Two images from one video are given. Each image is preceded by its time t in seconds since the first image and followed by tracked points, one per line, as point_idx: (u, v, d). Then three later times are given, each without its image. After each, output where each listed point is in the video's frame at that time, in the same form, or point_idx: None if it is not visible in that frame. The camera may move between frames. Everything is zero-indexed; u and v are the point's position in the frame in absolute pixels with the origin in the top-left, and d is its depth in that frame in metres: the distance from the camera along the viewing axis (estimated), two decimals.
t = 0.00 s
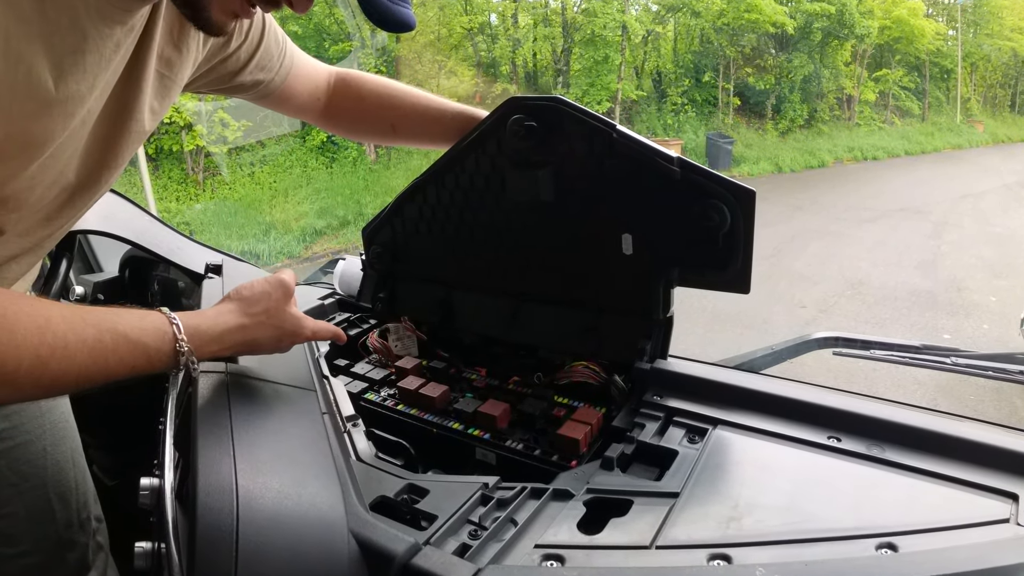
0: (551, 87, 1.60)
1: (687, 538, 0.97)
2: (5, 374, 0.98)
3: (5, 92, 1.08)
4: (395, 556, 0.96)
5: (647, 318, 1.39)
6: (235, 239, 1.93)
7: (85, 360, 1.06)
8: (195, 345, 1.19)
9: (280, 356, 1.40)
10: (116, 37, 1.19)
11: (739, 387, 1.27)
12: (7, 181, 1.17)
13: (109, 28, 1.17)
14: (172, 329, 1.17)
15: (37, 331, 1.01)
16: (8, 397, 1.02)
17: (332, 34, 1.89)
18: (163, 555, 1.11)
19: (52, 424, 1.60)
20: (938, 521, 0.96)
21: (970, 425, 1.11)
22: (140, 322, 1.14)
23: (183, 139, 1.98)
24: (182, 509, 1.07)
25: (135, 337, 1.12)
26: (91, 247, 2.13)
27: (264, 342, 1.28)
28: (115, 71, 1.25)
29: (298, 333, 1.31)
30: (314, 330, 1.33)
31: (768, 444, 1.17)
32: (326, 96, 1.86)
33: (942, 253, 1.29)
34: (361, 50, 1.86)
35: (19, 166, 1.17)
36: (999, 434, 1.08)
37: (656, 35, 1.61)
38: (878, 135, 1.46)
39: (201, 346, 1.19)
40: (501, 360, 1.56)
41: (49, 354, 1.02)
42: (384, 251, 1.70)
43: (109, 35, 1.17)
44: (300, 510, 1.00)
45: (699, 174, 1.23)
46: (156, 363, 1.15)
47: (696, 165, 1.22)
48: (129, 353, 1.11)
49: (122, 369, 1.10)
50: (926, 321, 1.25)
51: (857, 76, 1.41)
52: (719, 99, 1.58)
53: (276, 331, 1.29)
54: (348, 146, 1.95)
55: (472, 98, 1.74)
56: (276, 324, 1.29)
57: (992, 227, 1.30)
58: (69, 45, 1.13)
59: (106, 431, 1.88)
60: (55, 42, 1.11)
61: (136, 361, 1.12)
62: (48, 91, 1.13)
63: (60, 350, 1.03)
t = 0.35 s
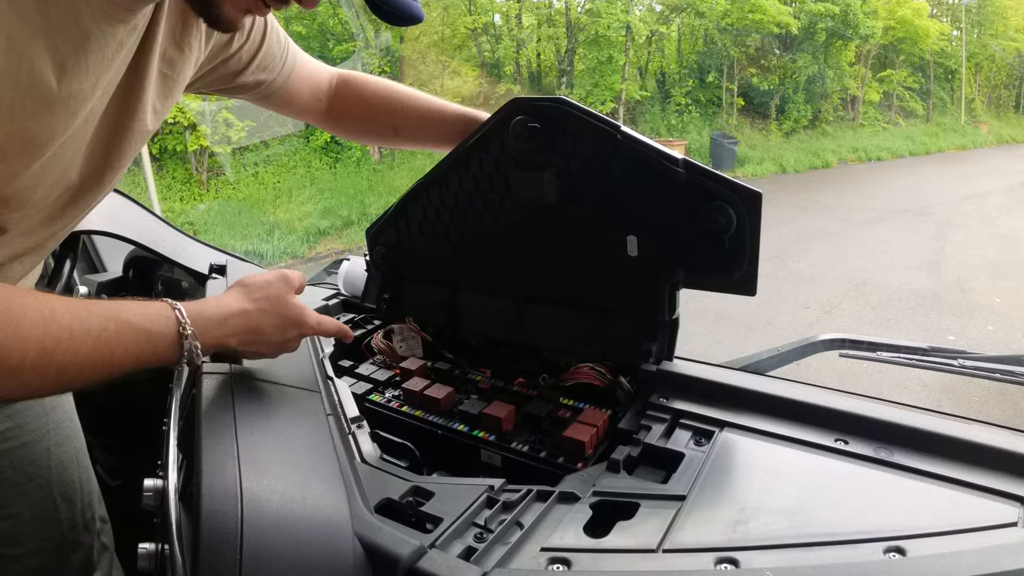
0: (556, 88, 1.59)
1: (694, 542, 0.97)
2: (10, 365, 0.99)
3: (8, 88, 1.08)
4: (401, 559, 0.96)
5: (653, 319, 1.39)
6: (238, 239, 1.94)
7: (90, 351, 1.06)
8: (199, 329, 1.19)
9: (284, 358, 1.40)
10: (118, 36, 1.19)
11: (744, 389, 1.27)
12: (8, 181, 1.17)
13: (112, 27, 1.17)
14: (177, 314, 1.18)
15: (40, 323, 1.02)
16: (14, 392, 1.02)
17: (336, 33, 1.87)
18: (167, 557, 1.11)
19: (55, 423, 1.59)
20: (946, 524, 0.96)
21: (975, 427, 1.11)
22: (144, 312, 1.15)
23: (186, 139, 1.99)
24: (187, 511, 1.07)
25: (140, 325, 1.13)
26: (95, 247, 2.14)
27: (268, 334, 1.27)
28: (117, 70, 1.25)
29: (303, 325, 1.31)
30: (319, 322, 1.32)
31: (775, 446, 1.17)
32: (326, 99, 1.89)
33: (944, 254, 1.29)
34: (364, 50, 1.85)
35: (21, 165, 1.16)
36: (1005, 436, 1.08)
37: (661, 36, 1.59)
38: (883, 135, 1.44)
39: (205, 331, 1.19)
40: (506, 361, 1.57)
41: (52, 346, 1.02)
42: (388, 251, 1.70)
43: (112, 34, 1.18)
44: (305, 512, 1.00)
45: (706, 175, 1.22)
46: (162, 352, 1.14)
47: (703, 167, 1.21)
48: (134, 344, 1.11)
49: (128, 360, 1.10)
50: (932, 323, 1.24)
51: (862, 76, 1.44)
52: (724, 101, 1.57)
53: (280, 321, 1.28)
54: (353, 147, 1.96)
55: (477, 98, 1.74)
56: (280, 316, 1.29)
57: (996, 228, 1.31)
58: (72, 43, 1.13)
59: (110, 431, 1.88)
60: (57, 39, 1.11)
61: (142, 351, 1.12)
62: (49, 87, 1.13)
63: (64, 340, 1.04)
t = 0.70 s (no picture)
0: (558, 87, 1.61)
1: (700, 545, 0.97)
2: (131, 299, 0.99)
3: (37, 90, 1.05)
4: (407, 563, 0.97)
5: (658, 321, 1.39)
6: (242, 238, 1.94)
7: (198, 275, 1.05)
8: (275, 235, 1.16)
9: (291, 360, 1.41)
10: (129, 33, 1.17)
11: (751, 392, 1.28)
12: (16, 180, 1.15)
13: (123, 25, 1.15)
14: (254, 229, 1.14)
15: (143, 258, 1.02)
16: (147, 327, 1.01)
17: (339, 33, 1.91)
18: (172, 558, 1.12)
19: (64, 422, 1.59)
20: (953, 527, 0.96)
21: (981, 429, 1.11)
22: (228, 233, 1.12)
23: (191, 139, 2.03)
24: (192, 513, 1.07)
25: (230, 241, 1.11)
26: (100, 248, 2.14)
27: (335, 240, 1.27)
28: (127, 69, 1.23)
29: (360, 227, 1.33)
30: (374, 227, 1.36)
31: (780, 448, 1.17)
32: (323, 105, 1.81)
33: (948, 254, 1.31)
34: (368, 51, 1.87)
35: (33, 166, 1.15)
36: (1011, 438, 1.08)
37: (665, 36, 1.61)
38: (887, 136, 1.47)
39: (285, 238, 1.18)
40: (511, 363, 1.57)
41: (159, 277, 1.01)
42: (392, 253, 1.71)
43: (123, 32, 1.15)
44: (311, 515, 1.00)
45: (711, 179, 1.21)
46: (258, 266, 1.13)
47: (706, 171, 1.20)
48: (231, 265, 1.09)
49: (231, 278, 1.09)
50: (937, 324, 1.24)
51: (865, 77, 1.43)
52: (728, 100, 1.61)
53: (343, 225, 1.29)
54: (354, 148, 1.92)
55: (480, 100, 1.73)
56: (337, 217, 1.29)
57: (1000, 228, 1.30)
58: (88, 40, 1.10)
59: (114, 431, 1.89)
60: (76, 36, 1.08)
61: (244, 267, 1.11)
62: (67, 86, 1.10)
63: (171, 267, 1.02)
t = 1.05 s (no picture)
0: (561, 89, 1.64)
1: (707, 549, 0.98)
2: (222, 282, 1.03)
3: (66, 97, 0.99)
4: (413, 567, 0.97)
5: (664, 325, 1.39)
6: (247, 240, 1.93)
7: (274, 253, 1.09)
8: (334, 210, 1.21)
9: (297, 363, 1.42)
10: (153, 33, 1.15)
11: (757, 395, 1.28)
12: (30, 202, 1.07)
13: (150, 25, 1.13)
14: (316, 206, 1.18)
15: (225, 243, 1.05)
16: (236, 304, 1.06)
17: (346, 35, 1.90)
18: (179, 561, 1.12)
19: (73, 422, 1.45)
20: (959, 531, 0.96)
21: (987, 432, 1.12)
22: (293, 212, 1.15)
23: (195, 140, 2.06)
24: (197, 516, 1.08)
25: (296, 220, 1.14)
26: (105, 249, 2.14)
27: (387, 212, 1.33)
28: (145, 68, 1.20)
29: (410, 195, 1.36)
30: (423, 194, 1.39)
31: (786, 451, 1.18)
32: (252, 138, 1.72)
33: (953, 255, 1.31)
34: (372, 53, 1.83)
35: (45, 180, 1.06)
36: (1017, 442, 1.09)
37: (668, 36, 1.62)
38: (891, 137, 1.48)
39: (342, 211, 1.23)
40: (517, 365, 1.58)
41: (243, 258, 1.05)
42: (391, 258, 1.71)
43: (150, 32, 1.13)
44: (316, 519, 1.01)
45: (710, 191, 1.18)
46: (323, 239, 1.17)
47: (703, 181, 1.19)
48: (300, 239, 1.13)
49: (303, 252, 1.13)
50: (943, 326, 1.24)
51: (870, 78, 1.42)
52: (732, 101, 1.62)
53: (395, 197, 1.34)
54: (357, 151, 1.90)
55: (484, 99, 1.74)
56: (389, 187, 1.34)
57: (1005, 229, 1.29)
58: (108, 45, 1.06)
59: (120, 433, 1.89)
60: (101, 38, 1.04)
61: (313, 241, 1.15)
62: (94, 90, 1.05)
63: (252, 248, 1.06)
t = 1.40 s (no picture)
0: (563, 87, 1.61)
1: (710, 549, 0.98)
2: (248, 282, 1.03)
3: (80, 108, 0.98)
4: (415, 567, 0.97)
5: (667, 322, 1.39)
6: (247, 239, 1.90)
7: (297, 255, 1.10)
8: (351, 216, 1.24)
9: (299, 363, 1.42)
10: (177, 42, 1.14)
11: (759, 395, 1.28)
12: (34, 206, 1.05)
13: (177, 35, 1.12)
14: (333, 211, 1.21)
15: (251, 243, 1.06)
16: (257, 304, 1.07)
17: (346, 34, 1.88)
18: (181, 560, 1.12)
19: (78, 419, 1.42)
20: (962, 531, 0.96)
21: (990, 432, 1.12)
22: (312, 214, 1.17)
23: (198, 138, 2.05)
24: (196, 516, 1.08)
25: (316, 221, 1.16)
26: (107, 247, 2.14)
27: (398, 217, 1.38)
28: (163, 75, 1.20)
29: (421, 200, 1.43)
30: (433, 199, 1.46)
31: (790, 451, 1.18)
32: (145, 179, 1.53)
33: (954, 255, 1.31)
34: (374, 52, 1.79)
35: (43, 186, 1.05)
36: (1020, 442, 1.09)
37: (668, 36, 1.69)
38: (892, 137, 1.47)
39: (356, 215, 1.25)
40: (519, 364, 1.58)
41: (267, 259, 1.06)
42: (398, 255, 1.73)
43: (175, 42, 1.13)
44: (318, 519, 1.01)
45: (720, 181, 1.22)
46: (340, 242, 1.20)
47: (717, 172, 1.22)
48: (321, 243, 1.15)
49: (322, 256, 1.15)
50: (945, 325, 1.24)
51: (871, 77, 1.41)
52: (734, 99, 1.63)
53: (408, 202, 1.39)
54: (361, 148, 1.95)
55: (487, 99, 1.77)
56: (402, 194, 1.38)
57: (1008, 230, 1.28)
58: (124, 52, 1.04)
59: (123, 432, 1.89)
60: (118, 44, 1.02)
61: (332, 245, 1.18)
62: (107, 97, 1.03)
63: (276, 250, 1.07)
